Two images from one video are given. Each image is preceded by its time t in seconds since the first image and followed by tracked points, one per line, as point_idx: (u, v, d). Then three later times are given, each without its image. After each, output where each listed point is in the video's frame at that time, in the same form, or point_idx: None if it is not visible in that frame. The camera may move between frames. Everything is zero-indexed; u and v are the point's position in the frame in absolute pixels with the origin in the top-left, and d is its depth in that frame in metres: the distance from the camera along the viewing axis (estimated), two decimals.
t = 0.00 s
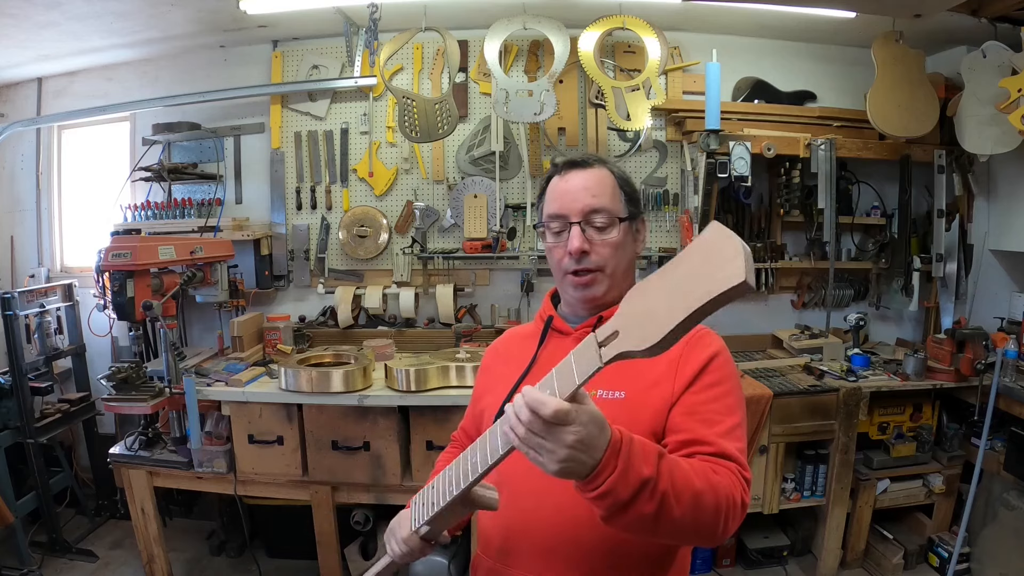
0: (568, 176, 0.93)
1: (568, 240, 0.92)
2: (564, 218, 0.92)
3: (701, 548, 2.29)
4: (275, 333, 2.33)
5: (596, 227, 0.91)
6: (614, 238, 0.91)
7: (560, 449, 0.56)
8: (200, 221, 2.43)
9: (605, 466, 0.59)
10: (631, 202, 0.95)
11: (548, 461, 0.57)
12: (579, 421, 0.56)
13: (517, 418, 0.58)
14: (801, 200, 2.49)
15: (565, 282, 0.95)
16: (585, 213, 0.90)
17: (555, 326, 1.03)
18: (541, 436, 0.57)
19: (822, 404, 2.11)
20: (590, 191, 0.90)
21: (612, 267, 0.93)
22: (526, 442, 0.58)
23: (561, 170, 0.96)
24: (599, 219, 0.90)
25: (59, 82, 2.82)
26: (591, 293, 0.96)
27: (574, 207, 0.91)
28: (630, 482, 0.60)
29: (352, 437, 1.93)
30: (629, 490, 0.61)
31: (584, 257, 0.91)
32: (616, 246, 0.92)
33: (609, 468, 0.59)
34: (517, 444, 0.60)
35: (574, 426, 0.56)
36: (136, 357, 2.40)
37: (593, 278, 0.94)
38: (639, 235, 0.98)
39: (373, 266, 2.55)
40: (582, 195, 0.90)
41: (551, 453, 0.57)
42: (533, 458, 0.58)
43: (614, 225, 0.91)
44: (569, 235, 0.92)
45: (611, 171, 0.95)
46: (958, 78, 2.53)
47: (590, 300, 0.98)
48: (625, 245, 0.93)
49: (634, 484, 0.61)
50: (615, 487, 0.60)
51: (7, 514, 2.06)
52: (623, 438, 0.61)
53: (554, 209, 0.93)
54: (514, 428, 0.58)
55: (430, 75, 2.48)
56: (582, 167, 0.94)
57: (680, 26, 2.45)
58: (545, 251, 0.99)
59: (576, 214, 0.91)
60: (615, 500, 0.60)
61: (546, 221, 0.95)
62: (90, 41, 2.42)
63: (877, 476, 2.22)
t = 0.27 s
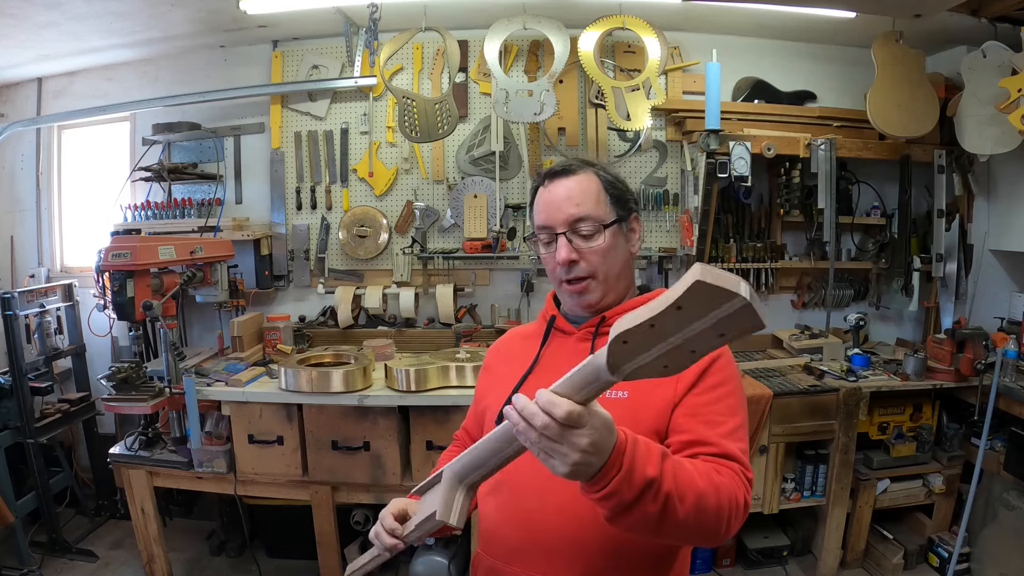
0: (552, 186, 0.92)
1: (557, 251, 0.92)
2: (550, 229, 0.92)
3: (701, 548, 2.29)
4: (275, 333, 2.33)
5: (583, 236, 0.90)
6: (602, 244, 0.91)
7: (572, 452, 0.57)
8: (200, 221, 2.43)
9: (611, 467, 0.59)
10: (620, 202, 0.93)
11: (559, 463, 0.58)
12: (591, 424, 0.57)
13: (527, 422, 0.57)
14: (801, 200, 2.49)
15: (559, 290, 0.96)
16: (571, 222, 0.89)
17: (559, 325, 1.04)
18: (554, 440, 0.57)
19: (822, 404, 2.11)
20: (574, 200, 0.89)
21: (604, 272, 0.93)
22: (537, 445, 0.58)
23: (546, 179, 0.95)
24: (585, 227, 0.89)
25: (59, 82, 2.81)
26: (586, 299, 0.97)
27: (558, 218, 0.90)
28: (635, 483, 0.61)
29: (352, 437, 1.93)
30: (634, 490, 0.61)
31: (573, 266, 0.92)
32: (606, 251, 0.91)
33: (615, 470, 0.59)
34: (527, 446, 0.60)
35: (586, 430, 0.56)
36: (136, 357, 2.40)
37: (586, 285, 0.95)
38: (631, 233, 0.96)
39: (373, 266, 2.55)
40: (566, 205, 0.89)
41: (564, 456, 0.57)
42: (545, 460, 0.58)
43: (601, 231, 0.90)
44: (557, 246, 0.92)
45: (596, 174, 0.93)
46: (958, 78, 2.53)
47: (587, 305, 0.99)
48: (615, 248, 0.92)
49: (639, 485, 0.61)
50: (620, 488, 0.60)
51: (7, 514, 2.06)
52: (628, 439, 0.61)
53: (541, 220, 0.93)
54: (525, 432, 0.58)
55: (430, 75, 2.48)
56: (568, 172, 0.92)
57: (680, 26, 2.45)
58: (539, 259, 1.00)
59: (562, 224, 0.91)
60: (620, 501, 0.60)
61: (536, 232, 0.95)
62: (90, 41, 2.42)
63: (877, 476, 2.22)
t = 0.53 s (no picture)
0: (539, 196, 0.92)
1: (548, 261, 0.92)
2: (541, 240, 0.92)
3: (701, 548, 2.29)
4: (275, 333, 2.33)
5: (572, 245, 0.90)
6: (593, 250, 0.90)
7: (577, 455, 0.57)
8: (200, 221, 2.43)
9: (616, 468, 0.59)
10: (609, 204, 0.92)
11: (563, 464, 0.58)
12: (599, 427, 0.57)
13: (534, 421, 0.57)
14: (801, 200, 2.50)
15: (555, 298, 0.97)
16: (560, 232, 0.89)
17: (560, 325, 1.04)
18: (559, 440, 0.57)
19: (822, 404, 2.11)
20: (561, 209, 0.89)
21: (598, 278, 0.93)
22: (543, 445, 0.58)
23: (534, 190, 0.94)
24: (574, 235, 0.89)
25: (59, 82, 2.81)
26: (583, 305, 0.97)
27: (547, 228, 0.90)
28: (639, 484, 0.60)
29: (352, 437, 1.93)
30: (638, 492, 0.61)
31: (566, 275, 0.92)
32: (597, 258, 0.91)
33: (619, 471, 0.59)
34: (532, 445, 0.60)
35: (593, 433, 0.56)
36: (136, 357, 2.40)
37: (582, 291, 0.95)
38: (624, 234, 0.96)
39: (373, 266, 2.55)
40: (553, 215, 0.89)
41: (568, 457, 0.57)
42: (549, 460, 0.58)
43: (590, 238, 0.90)
44: (548, 257, 0.92)
45: (583, 180, 0.92)
46: (958, 78, 2.53)
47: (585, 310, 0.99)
48: (606, 253, 0.92)
49: (643, 486, 0.61)
50: (624, 489, 0.60)
51: (7, 514, 2.06)
52: (632, 441, 0.61)
53: (531, 231, 0.93)
54: (531, 432, 0.58)
55: (430, 75, 2.48)
56: (556, 179, 0.92)
57: (680, 26, 2.45)
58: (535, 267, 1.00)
59: (551, 234, 0.91)
60: (624, 502, 0.60)
61: (528, 243, 0.95)
62: (90, 41, 2.41)
63: (877, 476, 2.22)
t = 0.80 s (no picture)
0: (528, 204, 0.92)
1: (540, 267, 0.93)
2: (531, 246, 0.92)
3: (701, 548, 2.29)
4: (275, 333, 2.33)
5: (561, 250, 0.90)
6: (583, 254, 0.90)
7: (582, 459, 0.57)
8: (200, 221, 2.43)
9: (620, 471, 0.59)
10: (598, 206, 0.92)
11: (567, 468, 0.58)
12: (604, 432, 0.57)
13: (539, 424, 0.57)
14: (801, 200, 2.50)
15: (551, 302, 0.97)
16: (549, 238, 0.90)
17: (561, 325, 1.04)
18: (565, 445, 0.57)
19: (822, 405, 2.11)
20: (548, 216, 0.89)
21: (591, 280, 0.93)
22: (548, 448, 0.58)
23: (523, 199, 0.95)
24: (562, 241, 0.89)
25: (59, 82, 2.82)
26: (579, 306, 0.97)
27: (536, 236, 0.90)
28: (642, 485, 0.60)
29: (352, 437, 1.93)
30: (641, 493, 0.61)
31: (558, 280, 0.92)
32: (588, 261, 0.91)
33: (623, 474, 0.59)
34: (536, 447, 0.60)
35: (598, 438, 0.56)
36: (136, 357, 2.40)
37: (576, 294, 0.95)
38: (615, 234, 0.95)
39: (373, 266, 2.55)
40: (541, 223, 0.89)
41: (572, 461, 0.57)
42: (553, 463, 0.59)
43: (579, 242, 0.90)
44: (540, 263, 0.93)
45: (569, 184, 0.92)
46: (958, 78, 2.53)
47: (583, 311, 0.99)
48: (597, 256, 0.92)
49: (647, 487, 0.61)
50: (628, 492, 0.60)
51: (7, 514, 2.06)
52: (636, 443, 0.61)
53: (522, 239, 0.94)
54: (536, 436, 0.58)
55: (430, 75, 2.48)
56: (545, 185, 0.93)
57: (680, 26, 2.45)
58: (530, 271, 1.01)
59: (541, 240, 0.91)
60: (627, 503, 0.60)
61: (521, 250, 0.96)
62: (90, 41, 2.42)
63: (877, 476, 2.22)
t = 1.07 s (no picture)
0: (531, 201, 0.92)
1: (543, 264, 0.92)
2: (535, 244, 0.92)
3: (701, 548, 2.28)
4: (275, 333, 2.33)
5: (565, 247, 0.90)
6: (587, 251, 0.90)
7: (588, 476, 0.58)
8: (200, 221, 2.43)
9: (619, 480, 0.59)
10: (601, 203, 0.92)
11: (572, 481, 0.59)
12: (611, 451, 0.57)
13: (546, 440, 0.57)
14: (801, 200, 2.50)
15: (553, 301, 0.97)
16: (553, 235, 0.89)
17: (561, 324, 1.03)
18: (572, 461, 0.57)
19: (822, 404, 2.11)
20: (553, 212, 0.89)
21: (594, 278, 0.93)
22: (554, 461, 0.59)
23: (525, 197, 0.95)
24: (566, 237, 0.89)
25: (59, 82, 2.82)
26: (581, 305, 0.97)
27: (540, 233, 0.90)
28: (639, 490, 0.61)
29: (352, 437, 1.93)
30: (639, 496, 0.61)
31: (562, 278, 0.92)
32: (592, 258, 0.91)
33: (621, 478, 0.59)
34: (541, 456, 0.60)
35: (605, 457, 0.57)
36: (136, 357, 2.40)
37: (579, 292, 0.95)
38: (617, 232, 0.96)
39: (373, 266, 2.55)
40: (545, 219, 0.89)
41: (578, 477, 0.58)
42: (558, 476, 0.60)
43: (583, 238, 0.90)
44: (543, 260, 0.92)
45: (573, 181, 0.92)
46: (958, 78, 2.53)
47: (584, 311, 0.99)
48: (601, 253, 0.92)
49: (644, 491, 0.61)
50: (627, 498, 0.60)
51: (7, 514, 2.06)
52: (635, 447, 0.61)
53: (525, 237, 0.93)
54: (543, 451, 0.58)
55: (430, 75, 2.48)
56: (547, 182, 0.92)
57: (680, 26, 2.45)
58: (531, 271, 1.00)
59: (544, 237, 0.91)
60: (625, 506, 0.60)
61: (523, 249, 0.95)
62: (90, 41, 2.42)
63: (877, 476, 2.22)
